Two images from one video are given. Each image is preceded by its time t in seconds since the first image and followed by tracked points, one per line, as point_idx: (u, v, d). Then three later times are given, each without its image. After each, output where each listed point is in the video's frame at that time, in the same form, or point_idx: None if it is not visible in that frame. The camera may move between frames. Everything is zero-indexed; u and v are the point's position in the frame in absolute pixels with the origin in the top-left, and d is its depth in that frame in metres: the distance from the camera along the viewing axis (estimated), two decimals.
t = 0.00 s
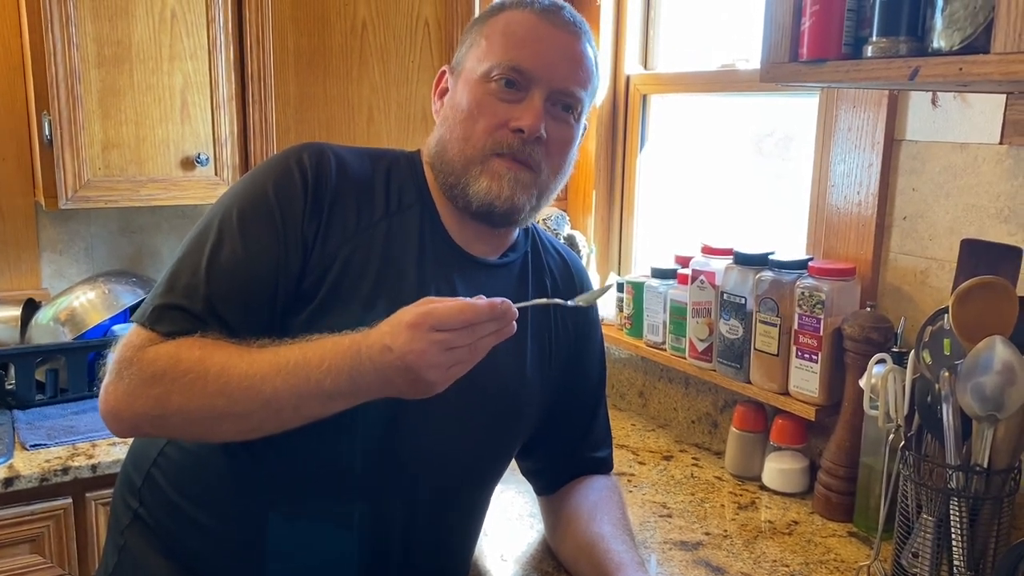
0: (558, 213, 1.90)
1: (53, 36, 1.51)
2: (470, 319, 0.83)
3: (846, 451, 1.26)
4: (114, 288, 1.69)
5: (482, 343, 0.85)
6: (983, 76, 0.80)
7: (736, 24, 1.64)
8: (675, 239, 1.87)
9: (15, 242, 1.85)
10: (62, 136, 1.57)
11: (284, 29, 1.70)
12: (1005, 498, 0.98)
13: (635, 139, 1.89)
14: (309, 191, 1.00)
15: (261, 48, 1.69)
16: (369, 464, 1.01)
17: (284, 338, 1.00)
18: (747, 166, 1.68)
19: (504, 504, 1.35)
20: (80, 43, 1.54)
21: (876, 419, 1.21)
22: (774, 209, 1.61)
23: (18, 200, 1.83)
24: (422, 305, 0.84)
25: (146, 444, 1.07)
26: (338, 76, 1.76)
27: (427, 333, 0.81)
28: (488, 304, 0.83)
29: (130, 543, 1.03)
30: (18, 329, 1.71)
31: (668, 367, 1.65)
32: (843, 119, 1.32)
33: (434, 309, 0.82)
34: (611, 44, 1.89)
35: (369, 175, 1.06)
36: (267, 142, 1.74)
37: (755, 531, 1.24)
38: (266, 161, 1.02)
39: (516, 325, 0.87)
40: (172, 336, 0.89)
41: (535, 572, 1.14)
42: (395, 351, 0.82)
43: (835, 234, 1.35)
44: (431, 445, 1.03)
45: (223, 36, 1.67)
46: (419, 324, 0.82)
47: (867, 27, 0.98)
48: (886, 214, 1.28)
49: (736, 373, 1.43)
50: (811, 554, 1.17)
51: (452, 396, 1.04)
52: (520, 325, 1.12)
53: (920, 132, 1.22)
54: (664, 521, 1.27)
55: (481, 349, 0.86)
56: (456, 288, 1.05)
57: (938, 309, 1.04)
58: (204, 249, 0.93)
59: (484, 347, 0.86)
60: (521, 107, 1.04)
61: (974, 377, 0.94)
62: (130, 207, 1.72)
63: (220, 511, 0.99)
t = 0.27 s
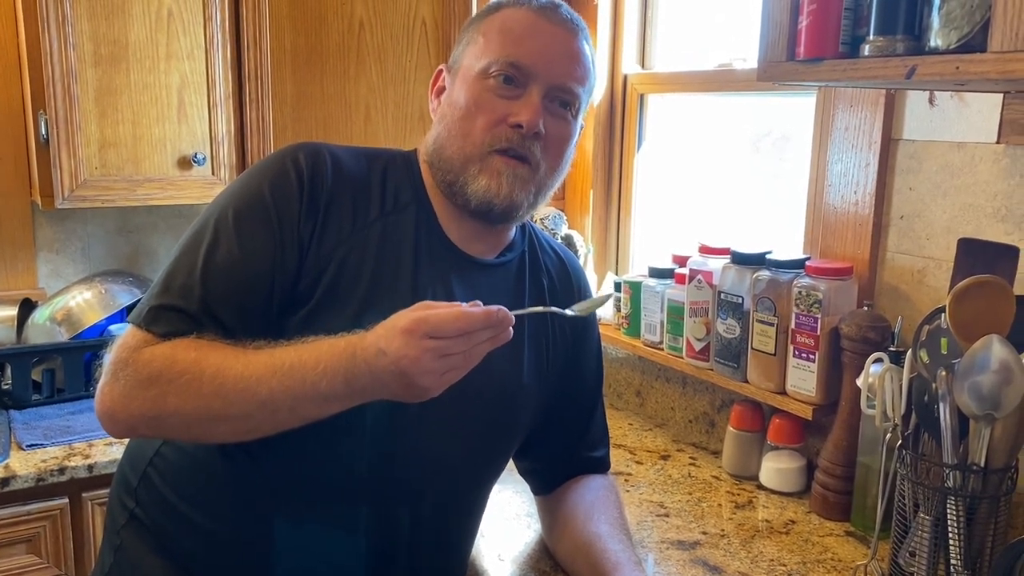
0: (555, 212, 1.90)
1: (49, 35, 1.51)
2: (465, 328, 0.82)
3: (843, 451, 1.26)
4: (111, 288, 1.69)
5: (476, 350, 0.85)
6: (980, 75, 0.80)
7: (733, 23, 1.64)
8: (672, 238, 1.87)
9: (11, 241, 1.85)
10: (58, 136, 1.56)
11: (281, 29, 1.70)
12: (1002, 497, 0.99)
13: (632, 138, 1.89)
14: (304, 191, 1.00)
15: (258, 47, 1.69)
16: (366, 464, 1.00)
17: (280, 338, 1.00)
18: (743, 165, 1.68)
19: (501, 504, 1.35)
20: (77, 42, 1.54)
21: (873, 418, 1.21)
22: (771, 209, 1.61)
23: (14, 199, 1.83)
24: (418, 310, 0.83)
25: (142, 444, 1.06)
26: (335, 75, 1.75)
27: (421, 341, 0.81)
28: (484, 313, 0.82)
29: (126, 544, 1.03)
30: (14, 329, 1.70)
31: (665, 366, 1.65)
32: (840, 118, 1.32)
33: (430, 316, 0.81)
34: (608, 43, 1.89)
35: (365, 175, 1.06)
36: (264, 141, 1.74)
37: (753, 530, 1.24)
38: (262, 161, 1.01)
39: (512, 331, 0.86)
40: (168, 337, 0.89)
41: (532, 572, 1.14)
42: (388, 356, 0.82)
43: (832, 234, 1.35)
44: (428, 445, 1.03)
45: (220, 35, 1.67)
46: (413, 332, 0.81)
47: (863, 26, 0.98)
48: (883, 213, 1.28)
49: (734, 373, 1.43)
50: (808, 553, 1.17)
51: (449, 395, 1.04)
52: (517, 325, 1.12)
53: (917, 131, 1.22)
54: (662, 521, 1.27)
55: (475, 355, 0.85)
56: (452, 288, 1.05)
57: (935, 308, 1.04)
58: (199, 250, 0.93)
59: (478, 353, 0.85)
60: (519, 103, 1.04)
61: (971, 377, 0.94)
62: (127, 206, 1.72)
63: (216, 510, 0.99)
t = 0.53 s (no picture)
0: (552, 212, 1.90)
1: (46, 35, 1.51)
2: (458, 333, 0.81)
3: (839, 450, 1.26)
4: (107, 288, 1.69)
5: (470, 354, 0.84)
6: (975, 75, 0.80)
7: (730, 23, 1.64)
8: (669, 239, 1.87)
9: (7, 241, 1.85)
10: (55, 136, 1.56)
11: (278, 29, 1.70)
12: (997, 496, 0.99)
13: (629, 138, 1.89)
14: (301, 191, 1.00)
15: (255, 47, 1.69)
16: (363, 464, 1.01)
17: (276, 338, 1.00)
18: (740, 165, 1.69)
19: (498, 503, 1.35)
20: (73, 42, 1.54)
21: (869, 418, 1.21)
22: (767, 209, 1.61)
23: (11, 199, 1.83)
24: (413, 314, 0.83)
25: (139, 443, 1.06)
26: (332, 75, 1.75)
27: (415, 344, 0.81)
28: (477, 318, 0.82)
29: (123, 543, 1.03)
30: (10, 329, 1.70)
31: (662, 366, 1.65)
32: (836, 118, 1.32)
33: (424, 320, 0.81)
34: (605, 44, 1.90)
35: (362, 175, 1.06)
36: (261, 141, 1.74)
37: (749, 530, 1.24)
38: (259, 161, 1.02)
39: (507, 334, 0.85)
40: (164, 336, 0.89)
41: (529, 571, 1.14)
42: (382, 358, 0.82)
43: (828, 234, 1.35)
44: (425, 445, 1.03)
45: (217, 35, 1.67)
46: (407, 335, 0.81)
47: (859, 27, 0.98)
48: (879, 214, 1.28)
49: (730, 373, 1.43)
50: (804, 552, 1.17)
51: (446, 395, 1.04)
52: (513, 325, 1.12)
53: (913, 131, 1.23)
54: (658, 520, 1.27)
55: (469, 359, 0.85)
56: (448, 288, 1.05)
57: (930, 309, 1.05)
58: (196, 249, 0.93)
59: (473, 357, 0.85)
60: (513, 104, 1.04)
61: (966, 376, 0.94)
62: (124, 206, 1.72)
63: (213, 509, 0.99)
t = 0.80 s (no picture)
0: (550, 212, 1.90)
1: (44, 35, 1.51)
2: (456, 327, 0.82)
3: (836, 450, 1.27)
4: (105, 288, 1.69)
5: (468, 346, 0.85)
6: (972, 76, 0.81)
7: (727, 24, 1.64)
8: (666, 239, 1.87)
9: (5, 242, 1.84)
10: (53, 136, 1.56)
11: (275, 29, 1.70)
12: (994, 496, 0.99)
13: (627, 139, 1.89)
14: (298, 191, 1.00)
15: (252, 47, 1.69)
16: (361, 464, 1.01)
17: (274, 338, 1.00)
18: (737, 166, 1.69)
19: (496, 504, 1.35)
20: (71, 43, 1.54)
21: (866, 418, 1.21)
22: (764, 209, 1.62)
23: (8, 200, 1.82)
24: (410, 309, 0.83)
25: (138, 444, 1.06)
26: (329, 76, 1.75)
27: (412, 337, 0.81)
28: (475, 310, 0.82)
29: (121, 544, 1.03)
30: (8, 330, 1.70)
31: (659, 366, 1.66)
32: (833, 119, 1.33)
33: (421, 314, 0.81)
34: (603, 44, 1.90)
35: (359, 175, 1.06)
36: (259, 141, 1.74)
37: (747, 529, 1.25)
38: (256, 163, 1.02)
39: (503, 326, 0.86)
40: (162, 336, 0.89)
41: (528, 571, 1.14)
42: (380, 352, 0.82)
43: (826, 234, 1.36)
44: (423, 445, 1.03)
45: (215, 36, 1.67)
46: (405, 329, 0.81)
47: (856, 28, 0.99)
48: (876, 214, 1.29)
49: (728, 372, 1.44)
50: (802, 552, 1.18)
51: (445, 396, 1.05)
52: (511, 326, 1.12)
53: (910, 132, 1.23)
54: (656, 520, 1.27)
55: (467, 351, 0.85)
56: (446, 288, 1.05)
57: (927, 309, 1.05)
58: (194, 250, 0.93)
59: (471, 349, 0.85)
60: (507, 100, 1.05)
61: (963, 376, 0.95)
62: (122, 207, 1.72)
63: (211, 510, 0.99)
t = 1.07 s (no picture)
0: (547, 213, 1.90)
1: (40, 36, 1.50)
2: (451, 330, 0.82)
3: (833, 450, 1.27)
4: (102, 289, 1.68)
5: (464, 350, 0.85)
6: (968, 77, 0.81)
7: (724, 25, 1.65)
8: (663, 239, 1.87)
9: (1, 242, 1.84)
10: (49, 136, 1.56)
11: (272, 30, 1.70)
12: (989, 495, 1.00)
13: (624, 139, 1.90)
14: (295, 192, 1.00)
15: (249, 48, 1.69)
16: (359, 465, 1.01)
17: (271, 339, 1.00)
18: (734, 166, 1.69)
19: (494, 504, 1.35)
20: (67, 43, 1.54)
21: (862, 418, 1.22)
22: (761, 210, 1.62)
23: (5, 200, 1.82)
24: (406, 312, 0.83)
25: (135, 445, 1.06)
26: (326, 76, 1.75)
27: (409, 341, 0.81)
28: (471, 314, 0.83)
29: (118, 545, 1.03)
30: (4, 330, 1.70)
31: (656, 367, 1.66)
32: (830, 120, 1.33)
33: (417, 317, 0.82)
34: (600, 45, 1.90)
35: (356, 176, 1.06)
36: (256, 142, 1.74)
37: (744, 529, 1.25)
38: (253, 163, 1.02)
39: (500, 330, 0.86)
40: (159, 337, 0.89)
41: (525, 571, 1.14)
42: (377, 356, 0.82)
43: (822, 234, 1.36)
44: (421, 445, 1.03)
45: (212, 36, 1.67)
46: (402, 332, 0.81)
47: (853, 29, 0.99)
48: (873, 215, 1.29)
49: (725, 373, 1.44)
50: (799, 552, 1.18)
51: (442, 396, 1.05)
52: (508, 326, 1.12)
53: (906, 133, 1.23)
54: (653, 520, 1.28)
55: (464, 355, 0.86)
56: (442, 289, 1.05)
57: (923, 308, 1.05)
58: (191, 250, 0.93)
59: (467, 353, 0.85)
60: (503, 103, 1.05)
61: (960, 376, 0.95)
62: (119, 207, 1.72)
63: (208, 510, 0.99)
